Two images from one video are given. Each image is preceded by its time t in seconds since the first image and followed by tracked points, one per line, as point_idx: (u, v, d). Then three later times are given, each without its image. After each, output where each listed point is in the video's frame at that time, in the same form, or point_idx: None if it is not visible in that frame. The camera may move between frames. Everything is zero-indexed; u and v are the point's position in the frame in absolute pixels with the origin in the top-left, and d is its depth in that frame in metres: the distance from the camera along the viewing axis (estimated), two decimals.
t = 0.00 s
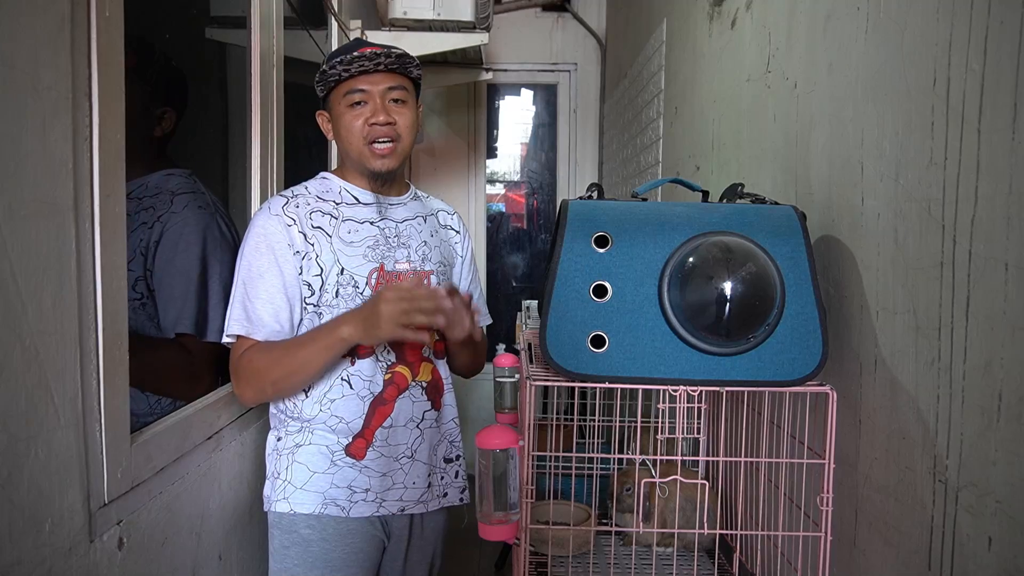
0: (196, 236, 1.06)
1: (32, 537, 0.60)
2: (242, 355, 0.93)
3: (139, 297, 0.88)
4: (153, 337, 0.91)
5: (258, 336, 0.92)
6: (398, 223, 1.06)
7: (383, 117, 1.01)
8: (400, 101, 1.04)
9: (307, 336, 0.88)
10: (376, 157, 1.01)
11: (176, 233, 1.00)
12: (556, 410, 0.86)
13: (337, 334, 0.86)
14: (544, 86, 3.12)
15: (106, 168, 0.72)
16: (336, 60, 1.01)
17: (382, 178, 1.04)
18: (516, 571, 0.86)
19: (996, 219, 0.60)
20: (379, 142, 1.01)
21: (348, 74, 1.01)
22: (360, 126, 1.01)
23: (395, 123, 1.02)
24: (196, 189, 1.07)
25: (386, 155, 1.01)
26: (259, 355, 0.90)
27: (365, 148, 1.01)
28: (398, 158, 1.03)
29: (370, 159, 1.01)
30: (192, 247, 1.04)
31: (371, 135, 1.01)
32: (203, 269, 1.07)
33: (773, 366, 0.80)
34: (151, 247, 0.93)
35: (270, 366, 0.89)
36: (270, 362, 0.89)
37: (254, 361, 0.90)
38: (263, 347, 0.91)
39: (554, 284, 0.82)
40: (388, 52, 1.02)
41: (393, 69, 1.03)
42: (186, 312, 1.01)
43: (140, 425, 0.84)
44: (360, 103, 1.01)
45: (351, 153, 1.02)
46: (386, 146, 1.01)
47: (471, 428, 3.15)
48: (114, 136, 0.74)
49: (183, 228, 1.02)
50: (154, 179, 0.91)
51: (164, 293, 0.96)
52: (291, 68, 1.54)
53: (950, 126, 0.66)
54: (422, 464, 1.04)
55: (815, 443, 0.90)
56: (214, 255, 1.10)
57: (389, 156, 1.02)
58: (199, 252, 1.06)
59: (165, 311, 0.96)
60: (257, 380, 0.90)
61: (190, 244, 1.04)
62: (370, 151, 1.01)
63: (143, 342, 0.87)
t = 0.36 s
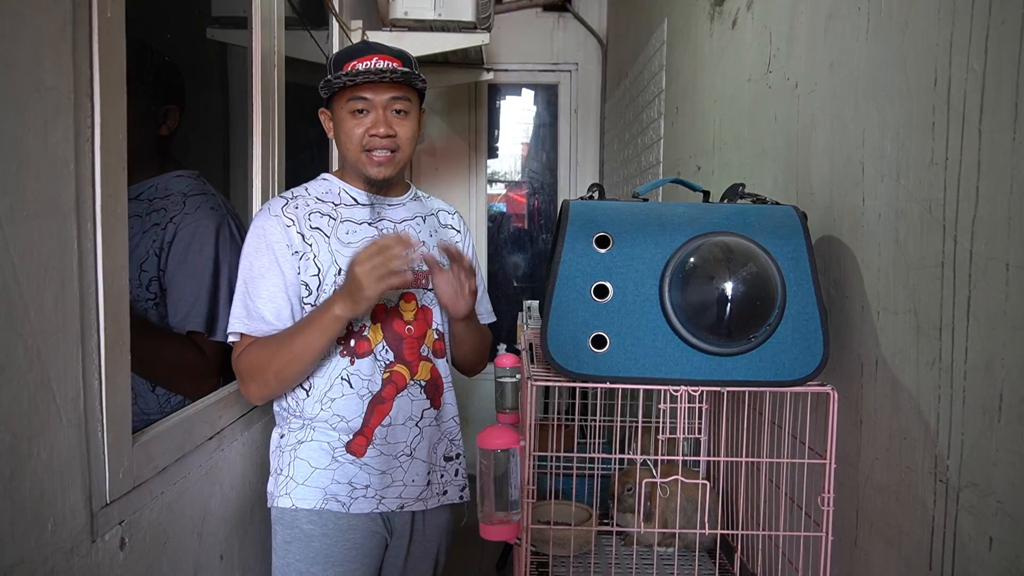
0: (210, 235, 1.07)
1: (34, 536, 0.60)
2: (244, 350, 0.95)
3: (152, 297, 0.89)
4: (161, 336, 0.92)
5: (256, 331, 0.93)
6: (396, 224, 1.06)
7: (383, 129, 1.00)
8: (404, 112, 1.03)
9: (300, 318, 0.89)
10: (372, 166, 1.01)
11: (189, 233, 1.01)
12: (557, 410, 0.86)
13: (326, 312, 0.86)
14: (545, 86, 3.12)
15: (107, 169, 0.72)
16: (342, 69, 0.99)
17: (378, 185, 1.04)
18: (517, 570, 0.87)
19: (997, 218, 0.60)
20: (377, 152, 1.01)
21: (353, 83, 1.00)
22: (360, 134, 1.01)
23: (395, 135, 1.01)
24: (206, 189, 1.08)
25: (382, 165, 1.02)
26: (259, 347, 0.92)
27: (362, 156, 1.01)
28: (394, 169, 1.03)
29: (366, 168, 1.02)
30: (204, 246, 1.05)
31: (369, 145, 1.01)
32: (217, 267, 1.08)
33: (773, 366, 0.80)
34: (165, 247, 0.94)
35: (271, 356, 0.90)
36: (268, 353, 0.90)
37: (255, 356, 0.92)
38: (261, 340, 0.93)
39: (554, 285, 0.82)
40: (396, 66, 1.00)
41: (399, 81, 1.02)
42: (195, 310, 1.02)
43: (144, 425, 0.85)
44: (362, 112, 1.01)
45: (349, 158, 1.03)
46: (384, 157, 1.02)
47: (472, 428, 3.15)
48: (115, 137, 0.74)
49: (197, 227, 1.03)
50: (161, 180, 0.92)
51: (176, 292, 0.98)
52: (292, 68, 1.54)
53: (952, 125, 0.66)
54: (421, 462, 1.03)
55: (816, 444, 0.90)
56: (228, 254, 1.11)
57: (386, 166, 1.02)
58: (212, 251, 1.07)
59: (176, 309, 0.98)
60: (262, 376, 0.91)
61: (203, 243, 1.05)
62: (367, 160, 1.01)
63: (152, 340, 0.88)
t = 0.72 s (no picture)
0: (208, 238, 1.07)
1: (36, 536, 0.60)
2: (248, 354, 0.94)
3: (154, 300, 0.89)
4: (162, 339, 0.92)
5: (261, 336, 0.93)
6: (398, 226, 1.06)
7: (387, 122, 1.01)
8: (405, 106, 1.04)
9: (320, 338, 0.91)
10: (376, 161, 1.01)
11: (189, 236, 1.01)
12: (556, 411, 0.86)
13: (354, 343, 0.89)
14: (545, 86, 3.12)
15: (108, 169, 0.72)
16: (345, 62, 1.00)
17: (381, 182, 1.04)
18: (517, 570, 0.87)
19: (997, 219, 0.60)
20: (380, 146, 1.02)
21: (356, 77, 1.01)
22: (363, 128, 1.01)
23: (398, 128, 1.02)
24: (204, 191, 1.08)
25: (386, 159, 1.01)
26: (268, 355, 0.92)
27: (366, 151, 1.01)
28: (397, 164, 1.03)
29: (370, 163, 1.01)
30: (203, 249, 1.05)
31: (373, 139, 1.01)
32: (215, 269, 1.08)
33: (773, 368, 0.80)
34: (165, 252, 0.94)
35: (281, 366, 0.90)
36: (279, 363, 0.90)
37: (263, 362, 0.92)
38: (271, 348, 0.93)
39: (555, 286, 0.82)
40: (398, 59, 1.02)
41: (400, 75, 1.03)
42: (194, 312, 1.02)
43: (145, 426, 0.85)
44: (366, 106, 1.01)
45: (352, 154, 1.02)
46: (387, 151, 1.02)
47: (473, 428, 3.15)
48: (117, 138, 0.74)
49: (196, 230, 1.03)
50: (162, 183, 0.92)
51: (177, 296, 0.98)
52: (293, 69, 1.54)
53: (952, 126, 0.66)
54: (422, 464, 1.04)
55: (816, 444, 0.90)
56: (226, 256, 1.12)
57: (389, 161, 1.01)
58: (211, 253, 1.07)
59: (178, 312, 0.98)
60: (265, 381, 0.91)
61: (202, 246, 1.05)
62: (371, 154, 1.01)
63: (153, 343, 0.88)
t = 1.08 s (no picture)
0: (206, 239, 1.07)
1: (35, 538, 0.60)
2: (262, 368, 0.92)
3: (150, 300, 0.89)
4: (157, 339, 0.92)
5: (264, 337, 0.92)
6: (398, 225, 1.06)
7: (382, 115, 1.01)
8: (402, 102, 1.04)
9: (338, 393, 0.88)
10: (374, 155, 1.01)
11: (185, 236, 1.01)
12: (555, 412, 0.87)
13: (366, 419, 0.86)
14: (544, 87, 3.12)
15: (107, 170, 0.72)
16: (339, 58, 1.02)
17: (380, 176, 1.04)
18: (517, 570, 0.87)
19: (995, 220, 0.61)
20: (377, 140, 1.02)
21: (351, 72, 1.02)
22: (360, 123, 1.01)
23: (395, 123, 1.02)
24: (204, 192, 1.08)
25: (384, 153, 1.02)
26: (283, 383, 0.89)
27: (363, 145, 1.01)
28: (395, 158, 1.03)
29: (368, 157, 1.01)
30: (200, 249, 1.05)
31: (369, 133, 1.01)
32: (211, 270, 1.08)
33: (772, 368, 0.80)
34: (161, 251, 0.94)
35: (293, 403, 0.88)
36: (292, 401, 0.88)
37: (276, 388, 0.89)
38: (286, 377, 0.90)
39: (554, 287, 0.82)
40: (390, 53, 1.03)
41: (395, 70, 1.04)
42: (191, 313, 1.02)
43: (144, 427, 0.85)
44: (362, 101, 1.02)
45: (351, 150, 1.02)
46: (384, 144, 1.02)
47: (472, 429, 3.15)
48: (116, 140, 0.74)
49: (193, 231, 1.03)
50: (161, 184, 0.92)
51: (173, 296, 0.97)
52: (292, 70, 1.54)
53: (950, 127, 0.67)
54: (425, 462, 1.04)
55: (815, 445, 0.91)
56: (223, 257, 1.11)
57: (386, 154, 1.02)
58: (207, 255, 1.07)
59: (173, 313, 0.97)
60: (274, 406, 0.90)
61: (199, 247, 1.05)
62: (368, 148, 1.01)
63: (149, 343, 0.88)
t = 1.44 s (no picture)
0: (204, 237, 1.06)
1: (34, 538, 0.60)
2: (267, 387, 0.92)
3: (150, 297, 0.89)
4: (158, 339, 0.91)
5: (270, 335, 0.93)
6: (401, 226, 1.06)
7: (391, 117, 1.01)
8: (411, 105, 1.04)
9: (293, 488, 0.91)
10: (380, 156, 1.01)
11: (185, 233, 1.01)
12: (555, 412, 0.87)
13: (281, 531, 0.90)
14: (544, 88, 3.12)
15: (108, 170, 0.72)
16: (352, 58, 1.02)
17: (385, 177, 1.04)
18: (517, 571, 0.87)
19: (996, 222, 0.61)
20: (385, 142, 1.01)
21: (363, 73, 1.02)
22: (369, 124, 1.01)
23: (403, 126, 1.02)
24: (203, 190, 1.07)
25: (390, 155, 1.01)
26: (272, 427, 0.91)
27: (370, 146, 1.01)
28: (401, 161, 1.02)
29: (375, 158, 1.01)
30: (200, 247, 1.05)
31: (378, 135, 1.01)
32: (210, 268, 1.08)
33: (773, 369, 0.80)
34: (161, 249, 0.93)
35: (264, 450, 0.91)
36: (263, 449, 0.91)
37: (263, 423, 0.91)
38: (276, 424, 0.91)
39: (555, 287, 0.82)
40: (403, 56, 1.03)
41: (406, 73, 1.04)
42: (191, 312, 1.02)
43: (143, 427, 0.85)
44: (372, 102, 1.02)
45: (357, 150, 1.02)
46: (391, 146, 1.01)
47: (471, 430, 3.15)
48: (116, 140, 0.74)
49: (192, 228, 1.03)
50: (160, 182, 0.91)
51: (173, 295, 0.97)
52: (292, 70, 1.54)
53: (951, 130, 0.67)
54: (421, 465, 1.03)
55: (815, 446, 0.91)
56: (220, 255, 1.11)
57: (392, 156, 1.01)
58: (206, 252, 1.07)
59: (173, 313, 0.97)
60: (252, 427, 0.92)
61: (198, 245, 1.04)
62: (375, 149, 1.01)
63: (149, 343, 0.87)
